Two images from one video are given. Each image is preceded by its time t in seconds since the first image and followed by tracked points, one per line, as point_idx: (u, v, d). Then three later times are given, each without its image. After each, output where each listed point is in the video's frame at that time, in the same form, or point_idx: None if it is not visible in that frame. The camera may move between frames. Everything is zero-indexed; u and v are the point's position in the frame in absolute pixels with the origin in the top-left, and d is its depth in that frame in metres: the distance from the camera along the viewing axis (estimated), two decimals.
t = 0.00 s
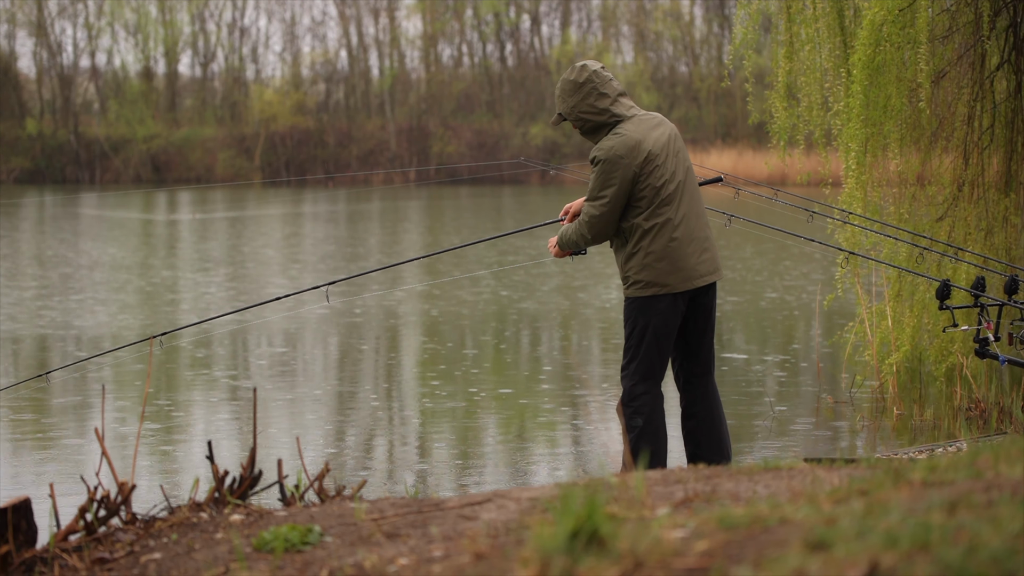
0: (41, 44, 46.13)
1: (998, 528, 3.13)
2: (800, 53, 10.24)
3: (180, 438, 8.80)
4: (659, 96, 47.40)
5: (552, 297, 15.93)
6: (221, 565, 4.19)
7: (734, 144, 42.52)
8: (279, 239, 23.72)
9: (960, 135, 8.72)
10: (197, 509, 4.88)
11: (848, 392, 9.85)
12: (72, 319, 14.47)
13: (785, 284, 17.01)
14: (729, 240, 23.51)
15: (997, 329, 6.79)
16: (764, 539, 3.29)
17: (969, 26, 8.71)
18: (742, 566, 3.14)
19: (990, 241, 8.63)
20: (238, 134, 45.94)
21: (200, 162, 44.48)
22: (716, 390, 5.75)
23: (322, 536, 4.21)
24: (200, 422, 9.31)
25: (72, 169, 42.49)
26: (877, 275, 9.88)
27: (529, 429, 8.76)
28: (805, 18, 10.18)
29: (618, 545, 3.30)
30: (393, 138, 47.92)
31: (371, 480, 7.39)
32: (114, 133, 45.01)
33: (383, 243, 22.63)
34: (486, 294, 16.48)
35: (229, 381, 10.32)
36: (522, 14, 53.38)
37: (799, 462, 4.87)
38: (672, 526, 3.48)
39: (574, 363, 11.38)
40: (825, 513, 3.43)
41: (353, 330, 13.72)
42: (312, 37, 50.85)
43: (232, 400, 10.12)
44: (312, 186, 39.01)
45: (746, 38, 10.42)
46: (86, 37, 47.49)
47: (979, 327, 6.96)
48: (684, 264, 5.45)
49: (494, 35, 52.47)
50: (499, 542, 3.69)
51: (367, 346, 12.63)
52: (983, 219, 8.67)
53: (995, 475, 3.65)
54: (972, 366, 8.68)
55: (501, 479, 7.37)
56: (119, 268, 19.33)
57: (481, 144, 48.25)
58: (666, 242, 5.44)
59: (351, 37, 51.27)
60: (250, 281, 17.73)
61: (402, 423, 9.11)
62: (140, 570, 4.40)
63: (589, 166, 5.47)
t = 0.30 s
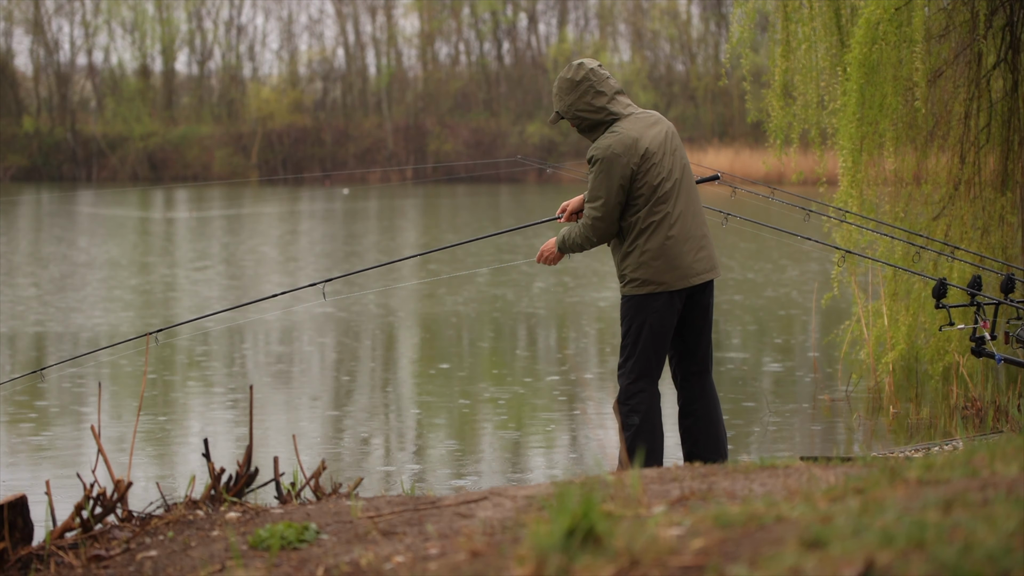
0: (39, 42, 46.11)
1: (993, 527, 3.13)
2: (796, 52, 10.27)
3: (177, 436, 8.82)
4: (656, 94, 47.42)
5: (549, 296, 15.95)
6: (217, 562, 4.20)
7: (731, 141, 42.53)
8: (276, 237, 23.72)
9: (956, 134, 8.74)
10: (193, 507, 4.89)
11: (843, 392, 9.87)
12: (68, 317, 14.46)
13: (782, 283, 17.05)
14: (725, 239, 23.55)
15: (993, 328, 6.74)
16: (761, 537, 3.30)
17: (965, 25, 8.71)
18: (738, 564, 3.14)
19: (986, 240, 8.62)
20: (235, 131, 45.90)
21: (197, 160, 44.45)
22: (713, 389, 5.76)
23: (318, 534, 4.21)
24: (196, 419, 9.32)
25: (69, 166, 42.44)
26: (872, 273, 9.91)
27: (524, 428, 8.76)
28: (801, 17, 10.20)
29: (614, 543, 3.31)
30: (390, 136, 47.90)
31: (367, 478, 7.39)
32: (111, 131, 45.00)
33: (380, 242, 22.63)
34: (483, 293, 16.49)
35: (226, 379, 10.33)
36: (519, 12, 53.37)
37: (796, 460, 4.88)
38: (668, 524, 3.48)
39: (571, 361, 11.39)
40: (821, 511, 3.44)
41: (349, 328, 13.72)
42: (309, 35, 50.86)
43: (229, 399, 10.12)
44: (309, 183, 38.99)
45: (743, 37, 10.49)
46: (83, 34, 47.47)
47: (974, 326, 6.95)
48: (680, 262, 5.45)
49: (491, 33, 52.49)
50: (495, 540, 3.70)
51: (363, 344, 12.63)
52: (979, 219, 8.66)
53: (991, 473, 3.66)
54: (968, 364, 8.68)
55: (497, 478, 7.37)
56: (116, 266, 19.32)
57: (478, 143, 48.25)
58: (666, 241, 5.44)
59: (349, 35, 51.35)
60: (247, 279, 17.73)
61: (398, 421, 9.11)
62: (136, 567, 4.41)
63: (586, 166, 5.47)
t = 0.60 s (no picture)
0: (38, 40, 46.08)
1: (993, 526, 3.13)
2: (796, 52, 10.28)
3: (175, 434, 8.82)
4: (655, 93, 47.35)
5: (548, 295, 15.95)
6: (216, 560, 4.20)
7: (730, 141, 42.50)
8: (274, 235, 23.69)
9: (954, 134, 8.73)
10: (192, 506, 4.88)
11: (841, 391, 9.86)
12: (66, 314, 14.46)
13: (781, 282, 17.05)
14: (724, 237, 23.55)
15: (993, 327, 6.72)
16: (759, 536, 3.29)
17: (965, 24, 8.70)
18: (737, 564, 3.14)
19: (985, 240, 8.61)
20: (234, 129, 45.85)
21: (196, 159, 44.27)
22: (713, 387, 5.76)
23: (317, 532, 4.21)
24: (195, 417, 9.33)
25: (68, 164, 42.37)
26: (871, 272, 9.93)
27: (522, 427, 8.76)
28: (801, 16, 10.19)
29: (612, 541, 3.31)
30: (389, 134, 47.83)
31: (365, 477, 7.38)
32: (110, 129, 44.97)
33: (379, 240, 22.61)
34: (482, 291, 16.49)
35: (225, 377, 10.33)
36: (518, 11, 53.30)
37: (794, 459, 4.87)
38: (666, 523, 3.48)
39: (569, 359, 11.40)
40: (820, 510, 3.44)
41: (348, 326, 13.71)
42: (308, 34, 50.82)
43: (227, 397, 10.12)
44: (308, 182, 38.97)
45: (743, 36, 10.53)
46: (82, 33, 47.43)
47: (973, 326, 6.93)
48: (679, 261, 5.45)
49: (490, 32, 52.43)
50: (494, 539, 3.70)
51: (362, 343, 12.63)
52: (978, 218, 8.66)
53: (990, 473, 3.66)
54: (967, 363, 8.63)
55: (495, 476, 7.37)
56: (114, 264, 19.30)
57: (477, 141, 48.17)
58: (661, 240, 5.44)
59: (348, 33, 51.35)
60: (245, 277, 17.73)
61: (396, 420, 9.09)
62: (134, 566, 4.41)
63: (582, 164, 5.46)
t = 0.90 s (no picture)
0: (35, 38, 46.05)
1: (990, 526, 3.13)
2: (793, 52, 10.25)
3: (172, 433, 8.80)
4: (653, 93, 47.36)
5: (544, 295, 15.96)
6: (212, 560, 4.20)
7: (728, 141, 42.53)
8: (271, 234, 23.66)
9: (952, 134, 8.73)
10: (189, 504, 4.87)
11: (837, 391, 9.86)
12: (63, 313, 14.45)
13: (778, 281, 17.08)
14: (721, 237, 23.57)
15: (989, 327, 6.72)
16: (756, 537, 3.29)
17: (963, 25, 8.72)
18: (733, 564, 3.14)
19: (983, 241, 8.62)
20: (232, 129, 45.81)
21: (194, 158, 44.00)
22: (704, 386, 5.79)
23: (313, 532, 4.20)
24: (191, 417, 9.31)
25: (66, 163, 42.29)
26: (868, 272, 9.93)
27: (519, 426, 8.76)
28: (799, 16, 10.21)
29: (609, 541, 3.31)
30: (387, 134, 47.76)
31: (362, 476, 7.37)
32: (108, 128, 44.87)
33: (376, 240, 22.58)
34: (479, 291, 16.50)
35: (222, 375, 10.31)
36: (516, 11, 53.28)
37: (790, 459, 4.87)
38: (663, 523, 3.48)
39: (566, 359, 11.40)
40: (817, 510, 3.44)
41: (345, 326, 13.70)
42: (306, 33, 50.74)
43: (224, 396, 10.11)
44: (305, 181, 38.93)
45: (740, 36, 10.56)
46: (80, 31, 47.34)
47: (970, 326, 6.93)
48: (684, 261, 5.46)
49: (488, 32, 52.35)
50: (490, 539, 3.69)
51: (359, 342, 12.63)
52: (975, 218, 8.67)
53: (987, 473, 3.66)
54: (964, 363, 8.64)
55: (492, 476, 7.37)
56: (111, 263, 19.29)
57: (474, 140, 48.10)
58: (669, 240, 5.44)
59: (345, 33, 51.30)
60: (242, 276, 17.73)
61: (393, 419, 9.08)
62: (131, 565, 4.40)
63: (591, 166, 5.40)
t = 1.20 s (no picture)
0: (32, 37, 46.08)
1: (986, 526, 3.13)
2: (789, 51, 10.26)
3: (169, 432, 8.79)
4: (649, 92, 47.26)
5: (540, 294, 15.95)
6: (209, 559, 4.19)
7: (724, 139, 42.47)
8: (268, 233, 23.64)
9: (949, 133, 8.74)
10: (185, 504, 4.87)
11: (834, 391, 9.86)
12: (60, 312, 14.45)
13: (774, 281, 17.09)
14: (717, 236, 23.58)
15: (986, 327, 6.73)
16: (752, 536, 3.29)
17: (959, 25, 8.72)
18: (729, 563, 3.14)
19: (978, 240, 8.63)
20: (228, 127, 45.77)
21: (190, 156, 43.78)
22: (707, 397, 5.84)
23: (309, 531, 4.20)
24: (187, 416, 9.30)
25: (62, 161, 42.25)
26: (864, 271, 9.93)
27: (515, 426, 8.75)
28: (795, 16, 10.20)
29: (606, 541, 3.31)
30: (383, 132, 47.71)
31: (358, 476, 7.36)
32: (104, 126, 44.78)
33: (374, 239, 22.58)
34: (476, 290, 16.50)
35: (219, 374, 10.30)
36: (512, 10, 53.30)
37: (787, 458, 4.86)
38: (660, 523, 3.48)
39: (562, 359, 11.40)
40: (813, 509, 3.44)
41: (341, 325, 13.70)
42: (303, 32, 50.68)
43: (221, 395, 10.11)
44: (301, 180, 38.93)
45: (735, 35, 10.54)
46: (76, 30, 47.31)
47: (966, 327, 6.93)
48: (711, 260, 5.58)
49: (484, 31, 52.22)
50: (487, 538, 3.69)
51: (356, 341, 12.62)
52: (972, 218, 8.67)
53: (983, 473, 3.66)
54: (960, 363, 8.65)
55: (489, 476, 7.35)
56: (108, 262, 19.28)
57: (471, 139, 47.89)
58: (709, 242, 5.50)
59: (342, 32, 51.27)
60: (238, 275, 17.73)
61: (389, 419, 9.07)
62: (127, 564, 4.40)
63: (654, 158, 5.34)
